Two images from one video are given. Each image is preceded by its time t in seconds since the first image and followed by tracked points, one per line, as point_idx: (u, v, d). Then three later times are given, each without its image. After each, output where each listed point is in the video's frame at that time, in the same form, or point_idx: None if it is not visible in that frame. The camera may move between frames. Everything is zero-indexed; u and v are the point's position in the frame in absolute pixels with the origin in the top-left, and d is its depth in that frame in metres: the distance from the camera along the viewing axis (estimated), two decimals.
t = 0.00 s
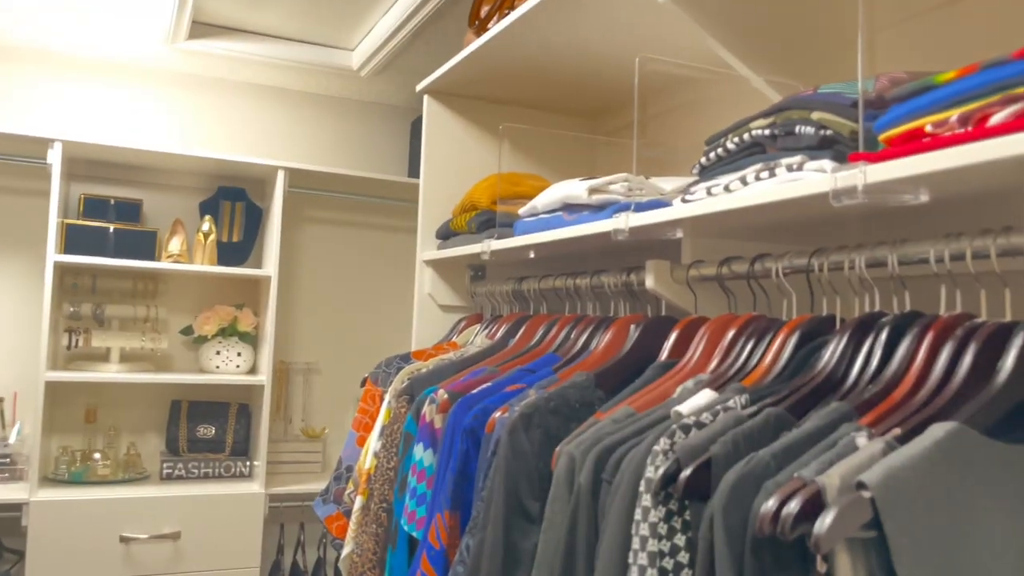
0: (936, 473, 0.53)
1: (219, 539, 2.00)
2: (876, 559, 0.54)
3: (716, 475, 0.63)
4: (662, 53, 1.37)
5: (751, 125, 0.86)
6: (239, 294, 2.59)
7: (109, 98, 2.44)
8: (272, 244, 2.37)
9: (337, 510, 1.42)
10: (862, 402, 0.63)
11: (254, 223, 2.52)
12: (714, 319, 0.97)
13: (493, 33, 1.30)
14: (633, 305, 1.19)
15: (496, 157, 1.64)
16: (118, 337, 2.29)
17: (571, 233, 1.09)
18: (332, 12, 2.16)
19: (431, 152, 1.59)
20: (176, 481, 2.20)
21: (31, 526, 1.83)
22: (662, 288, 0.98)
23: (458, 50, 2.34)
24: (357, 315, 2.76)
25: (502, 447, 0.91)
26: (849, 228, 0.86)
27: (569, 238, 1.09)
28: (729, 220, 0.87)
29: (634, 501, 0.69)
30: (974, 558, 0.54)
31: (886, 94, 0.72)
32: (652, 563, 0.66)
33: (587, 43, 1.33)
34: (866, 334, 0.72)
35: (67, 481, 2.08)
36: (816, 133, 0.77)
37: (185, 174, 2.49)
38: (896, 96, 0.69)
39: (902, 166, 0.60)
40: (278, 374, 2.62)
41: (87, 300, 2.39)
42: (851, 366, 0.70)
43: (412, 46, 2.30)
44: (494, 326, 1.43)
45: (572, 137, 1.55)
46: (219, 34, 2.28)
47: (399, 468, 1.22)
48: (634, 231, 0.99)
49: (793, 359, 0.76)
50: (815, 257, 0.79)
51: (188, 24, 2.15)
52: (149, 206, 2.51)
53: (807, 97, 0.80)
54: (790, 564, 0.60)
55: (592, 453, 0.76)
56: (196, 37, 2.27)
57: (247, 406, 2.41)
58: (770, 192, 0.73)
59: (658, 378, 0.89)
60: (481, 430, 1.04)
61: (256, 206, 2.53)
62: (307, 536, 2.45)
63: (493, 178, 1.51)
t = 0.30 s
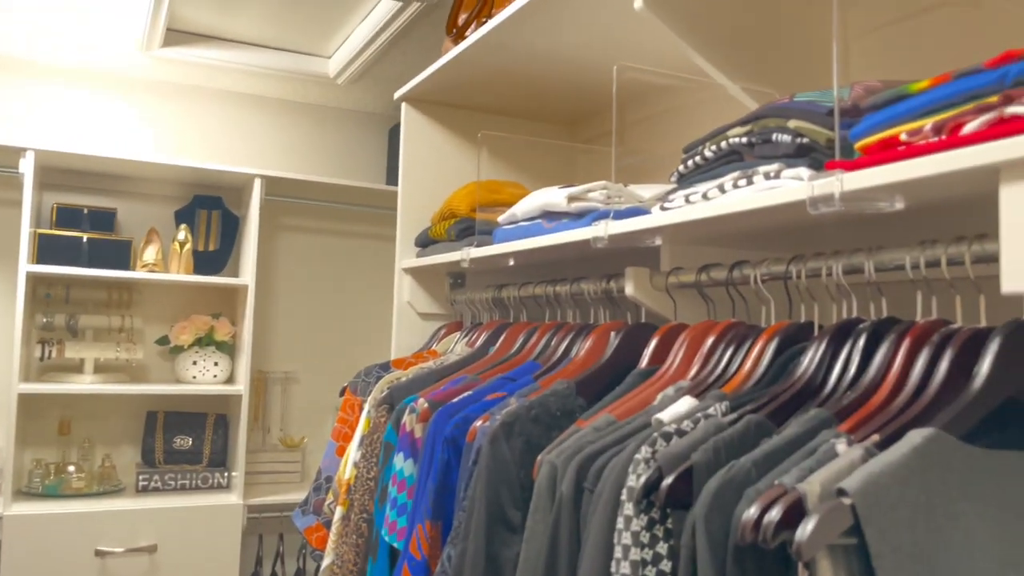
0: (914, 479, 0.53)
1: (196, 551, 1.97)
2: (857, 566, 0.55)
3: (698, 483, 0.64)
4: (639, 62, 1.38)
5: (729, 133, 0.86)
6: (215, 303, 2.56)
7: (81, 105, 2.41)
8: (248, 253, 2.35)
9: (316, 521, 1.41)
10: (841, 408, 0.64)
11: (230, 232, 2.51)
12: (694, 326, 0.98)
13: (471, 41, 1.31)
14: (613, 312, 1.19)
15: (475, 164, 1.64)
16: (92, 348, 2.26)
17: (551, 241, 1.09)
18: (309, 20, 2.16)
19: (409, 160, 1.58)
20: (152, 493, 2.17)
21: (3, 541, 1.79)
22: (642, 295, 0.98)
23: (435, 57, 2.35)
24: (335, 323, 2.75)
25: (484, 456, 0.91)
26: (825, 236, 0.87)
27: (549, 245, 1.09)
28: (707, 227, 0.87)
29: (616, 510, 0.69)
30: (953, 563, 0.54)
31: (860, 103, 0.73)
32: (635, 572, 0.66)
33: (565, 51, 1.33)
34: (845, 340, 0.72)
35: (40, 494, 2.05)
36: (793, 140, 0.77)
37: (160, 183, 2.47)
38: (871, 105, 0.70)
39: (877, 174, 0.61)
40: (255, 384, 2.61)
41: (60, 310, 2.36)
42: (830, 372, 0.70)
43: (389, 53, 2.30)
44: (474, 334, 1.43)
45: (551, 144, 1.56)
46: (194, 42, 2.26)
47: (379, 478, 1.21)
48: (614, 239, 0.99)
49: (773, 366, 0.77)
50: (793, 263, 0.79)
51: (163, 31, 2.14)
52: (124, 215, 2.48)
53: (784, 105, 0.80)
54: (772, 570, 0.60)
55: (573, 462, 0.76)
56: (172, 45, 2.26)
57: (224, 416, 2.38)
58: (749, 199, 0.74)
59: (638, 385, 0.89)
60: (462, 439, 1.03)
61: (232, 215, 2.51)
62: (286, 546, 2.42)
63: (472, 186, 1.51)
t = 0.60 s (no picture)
0: (894, 497, 0.53)
1: (172, 570, 1.94)
2: None
3: (679, 502, 0.63)
4: (615, 77, 1.39)
5: (707, 150, 0.87)
6: (191, 318, 2.54)
7: (54, 119, 2.40)
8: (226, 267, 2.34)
9: (295, 540, 1.39)
10: (821, 425, 0.64)
11: (207, 245, 2.50)
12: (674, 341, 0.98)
13: (449, 56, 1.31)
14: (593, 327, 1.19)
15: (454, 179, 1.64)
16: (65, 364, 2.22)
17: (531, 257, 1.09)
18: (287, 34, 2.16)
19: (387, 174, 1.58)
20: (126, 511, 2.13)
21: None
22: (622, 310, 0.98)
23: (413, 71, 2.36)
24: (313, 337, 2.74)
25: (464, 475, 0.90)
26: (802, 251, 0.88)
27: (529, 261, 1.09)
28: (686, 244, 0.88)
29: (598, 529, 0.69)
30: None
31: (836, 121, 0.73)
32: None
33: (543, 66, 1.34)
34: (824, 356, 0.72)
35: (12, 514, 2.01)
36: (771, 158, 0.78)
37: (135, 197, 2.45)
38: (846, 123, 0.70)
39: (854, 194, 0.61)
40: (232, 400, 2.59)
41: (32, 326, 2.32)
42: (809, 389, 0.70)
43: (367, 67, 2.31)
44: (454, 349, 1.42)
45: (530, 159, 1.56)
46: (170, 55, 2.25)
47: (359, 496, 1.20)
48: (594, 255, 1.00)
49: (752, 382, 0.77)
50: (771, 279, 0.80)
51: (138, 43, 2.12)
52: (98, 229, 2.45)
53: (761, 123, 0.81)
54: None
55: (554, 481, 0.76)
56: (147, 58, 2.24)
57: (201, 433, 2.35)
58: (727, 217, 0.74)
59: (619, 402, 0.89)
60: (442, 457, 1.02)
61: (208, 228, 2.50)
62: (264, 564, 2.39)
63: (452, 201, 1.51)
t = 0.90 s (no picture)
0: (880, 526, 0.53)
1: None
2: None
3: (665, 529, 0.63)
4: (595, 99, 1.40)
5: (689, 174, 0.87)
6: (166, 336, 2.50)
7: (29, 134, 2.37)
8: (202, 285, 2.32)
9: (271, 564, 1.37)
10: (806, 452, 0.64)
11: (183, 263, 2.49)
12: (657, 364, 0.98)
13: (431, 76, 1.31)
14: (576, 348, 1.18)
15: (435, 198, 1.64)
16: (36, 384, 2.18)
17: (512, 278, 1.09)
18: (266, 52, 2.15)
19: (367, 193, 1.57)
20: (97, 533, 2.09)
21: None
22: (604, 332, 0.98)
23: (393, 90, 2.36)
24: (290, 355, 2.72)
25: (445, 499, 0.89)
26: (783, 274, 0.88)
27: (510, 282, 1.09)
28: (669, 266, 0.88)
29: (583, 556, 0.68)
30: None
31: (819, 146, 0.74)
32: None
33: (524, 87, 1.34)
34: (807, 381, 0.72)
35: None
36: (753, 182, 0.78)
37: (109, 213, 2.43)
38: (829, 149, 0.70)
39: (837, 220, 0.62)
40: (207, 419, 2.56)
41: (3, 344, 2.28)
42: (793, 414, 0.70)
43: (348, 85, 2.31)
44: (434, 369, 1.41)
45: (511, 179, 1.57)
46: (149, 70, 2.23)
47: (337, 519, 1.18)
48: (576, 276, 0.99)
49: (736, 407, 0.77)
50: (754, 303, 0.80)
51: (116, 58, 2.11)
52: (72, 245, 2.41)
53: (743, 147, 0.81)
54: None
55: (538, 506, 0.75)
56: (125, 73, 2.23)
57: (175, 452, 2.31)
58: (710, 241, 0.74)
59: (602, 426, 0.88)
60: (423, 480, 1.01)
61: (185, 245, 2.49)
62: None
63: (433, 220, 1.50)
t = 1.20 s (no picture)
0: (875, 560, 0.53)
1: None
2: None
3: (656, 563, 0.62)
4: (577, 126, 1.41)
5: (676, 203, 0.87)
6: (140, 359, 2.47)
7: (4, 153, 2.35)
8: (177, 307, 2.30)
9: None
10: (797, 484, 0.63)
11: (158, 285, 2.48)
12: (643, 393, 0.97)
13: (416, 101, 1.31)
14: (560, 375, 1.18)
15: (417, 223, 1.63)
16: (5, 407, 2.13)
17: (496, 304, 1.08)
18: (246, 73, 2.14)
19: (349, 217, 1.56)
20: (65, 561, 2.03)
21: None
22: (589, 360, 0.97)
23: (373, 113, 2.35)
24: (266, 379, 2.69)
25: (429, 530, 0.88)
26: (769, 303, 0.89)
27: (495, 309, 1.08)
28: (655, 295, 0.88)
29: None
30: None
31: (806, 177, 0.74)
32: None
33: (507, 113, 1.34)
34: (796, 412, 0.72)
35: None
36: (740, 213, 0.78)
37: (83, 234, 2.42)
38: (817, 181, 0.71)
39: (826, 253, 0.62)
40: (181, 444, 2.52)
41: None
42: (783, 444, 0.70)
43: (328, 108, 2.31)
44: (416, 396, 1.40)
45: (493, 205, 1.57)
46: (127, 90, 2.22)
47: (317, 549, 1.16)
48: (562, 304, 0.99)
49: (724, 437, 0.76)
50: (741, 332, 0.80)
51: (94, 78, 2.09)
52: (44, 267, 2.40)
53: (730, 178, 0.82)
54: None
55: (525, 538, 0.74)
56: (102, 93, 2.21)
57: (146, 478, 2.27)
58: (698, 271, 0.74)
59: (588, 455, 0.87)
60: (406, 510, 1.00)
61: (159, 266, 2.49)
62: None
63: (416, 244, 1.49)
